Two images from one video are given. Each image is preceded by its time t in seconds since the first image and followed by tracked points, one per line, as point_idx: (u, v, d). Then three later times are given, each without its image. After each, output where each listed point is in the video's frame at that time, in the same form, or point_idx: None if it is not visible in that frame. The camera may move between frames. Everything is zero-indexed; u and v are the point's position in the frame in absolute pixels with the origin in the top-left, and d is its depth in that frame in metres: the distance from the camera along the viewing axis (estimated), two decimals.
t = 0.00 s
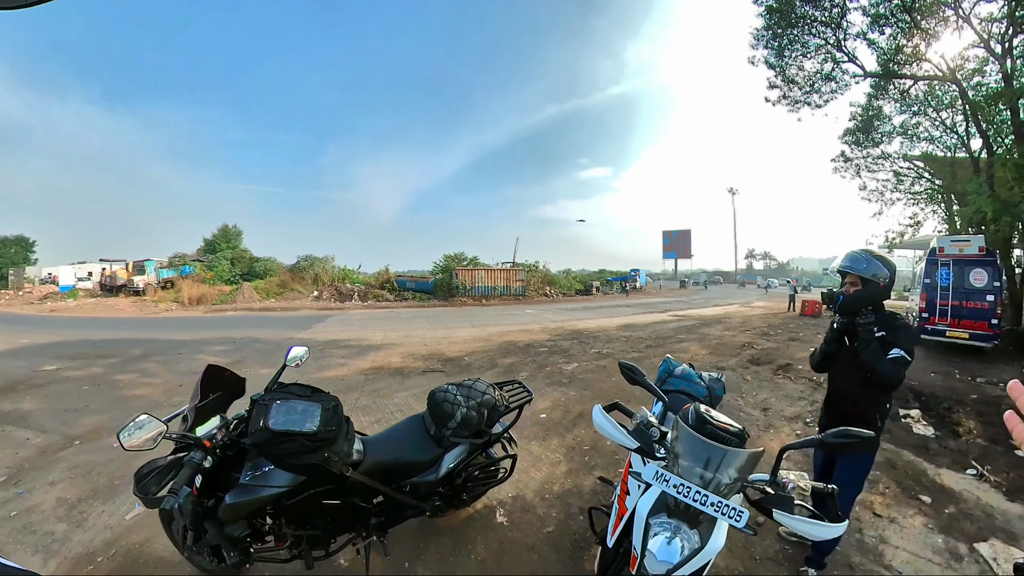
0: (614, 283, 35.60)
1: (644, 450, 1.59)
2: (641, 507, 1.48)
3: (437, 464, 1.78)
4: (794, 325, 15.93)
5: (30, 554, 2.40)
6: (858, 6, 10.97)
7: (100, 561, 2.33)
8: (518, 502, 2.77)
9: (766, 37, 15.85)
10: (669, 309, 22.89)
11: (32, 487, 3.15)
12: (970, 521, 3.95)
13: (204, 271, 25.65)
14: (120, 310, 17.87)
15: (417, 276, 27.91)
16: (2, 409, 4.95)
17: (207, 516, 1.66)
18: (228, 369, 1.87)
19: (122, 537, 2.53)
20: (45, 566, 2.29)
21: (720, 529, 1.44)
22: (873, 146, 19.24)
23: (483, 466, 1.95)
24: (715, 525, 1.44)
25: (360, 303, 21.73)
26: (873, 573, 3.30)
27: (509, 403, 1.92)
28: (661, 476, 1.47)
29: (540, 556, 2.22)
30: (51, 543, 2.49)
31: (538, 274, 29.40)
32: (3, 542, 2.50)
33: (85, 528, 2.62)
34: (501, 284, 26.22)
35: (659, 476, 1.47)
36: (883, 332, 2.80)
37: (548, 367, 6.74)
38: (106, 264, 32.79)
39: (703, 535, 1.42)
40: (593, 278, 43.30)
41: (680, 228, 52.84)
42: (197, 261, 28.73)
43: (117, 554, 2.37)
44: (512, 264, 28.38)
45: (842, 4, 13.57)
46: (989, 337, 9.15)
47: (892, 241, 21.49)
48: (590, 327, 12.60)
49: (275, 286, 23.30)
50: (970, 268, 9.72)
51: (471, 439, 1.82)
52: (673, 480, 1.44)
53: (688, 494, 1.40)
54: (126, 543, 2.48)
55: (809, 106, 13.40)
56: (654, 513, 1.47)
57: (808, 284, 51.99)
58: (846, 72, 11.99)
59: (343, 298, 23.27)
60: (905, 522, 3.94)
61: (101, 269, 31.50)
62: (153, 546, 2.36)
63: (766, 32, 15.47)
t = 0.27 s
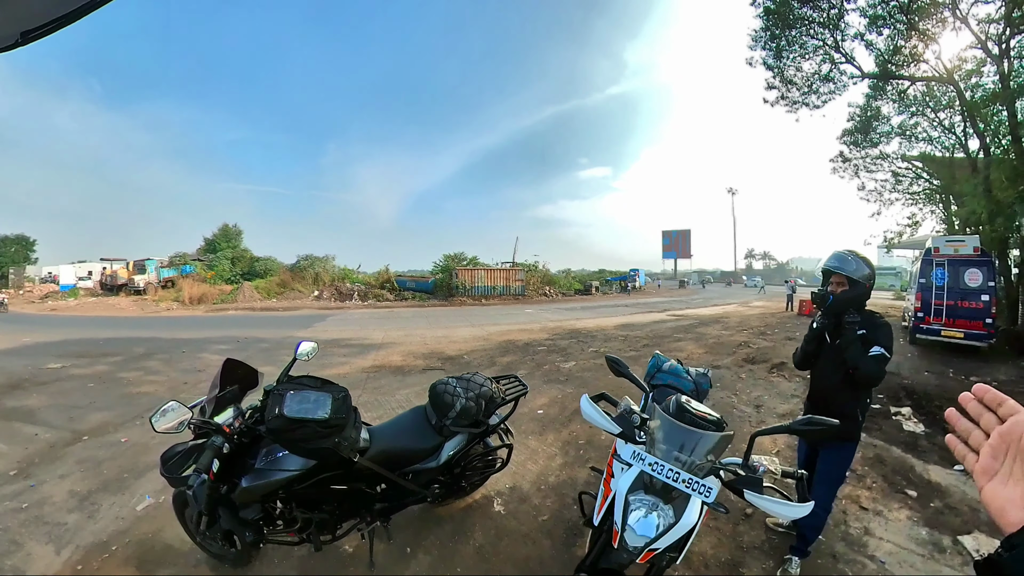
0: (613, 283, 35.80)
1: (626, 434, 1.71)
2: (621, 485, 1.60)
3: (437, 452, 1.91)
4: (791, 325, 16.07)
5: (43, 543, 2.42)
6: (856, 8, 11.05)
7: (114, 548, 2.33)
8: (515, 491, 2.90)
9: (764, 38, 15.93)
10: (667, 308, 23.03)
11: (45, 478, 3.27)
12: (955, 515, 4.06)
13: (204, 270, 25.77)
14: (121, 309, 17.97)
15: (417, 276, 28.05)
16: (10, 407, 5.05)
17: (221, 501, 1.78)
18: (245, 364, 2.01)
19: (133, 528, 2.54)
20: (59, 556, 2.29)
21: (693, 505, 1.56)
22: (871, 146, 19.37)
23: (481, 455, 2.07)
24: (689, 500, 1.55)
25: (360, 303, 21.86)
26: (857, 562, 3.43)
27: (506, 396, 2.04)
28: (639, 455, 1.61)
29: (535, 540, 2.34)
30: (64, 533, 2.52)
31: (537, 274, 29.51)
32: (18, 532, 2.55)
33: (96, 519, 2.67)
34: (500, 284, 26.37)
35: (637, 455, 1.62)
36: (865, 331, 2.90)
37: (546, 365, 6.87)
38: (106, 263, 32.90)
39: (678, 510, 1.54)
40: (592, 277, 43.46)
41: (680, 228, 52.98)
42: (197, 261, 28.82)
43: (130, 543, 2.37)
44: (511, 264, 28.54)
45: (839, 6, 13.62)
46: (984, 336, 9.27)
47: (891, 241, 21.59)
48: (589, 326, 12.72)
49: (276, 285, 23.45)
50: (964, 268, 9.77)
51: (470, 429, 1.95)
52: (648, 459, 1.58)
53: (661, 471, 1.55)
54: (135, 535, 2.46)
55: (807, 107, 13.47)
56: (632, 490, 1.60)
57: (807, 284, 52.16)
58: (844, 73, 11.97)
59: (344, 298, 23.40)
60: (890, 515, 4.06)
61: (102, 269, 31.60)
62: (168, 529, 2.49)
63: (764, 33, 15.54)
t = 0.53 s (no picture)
0: (613, 283, 36.03)
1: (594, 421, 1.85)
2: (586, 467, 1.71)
3: (425, 439, 2.05)
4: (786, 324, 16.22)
5: (51, 529, 2.55)
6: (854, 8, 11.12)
7: (120, 533, 2.47)
8: (503, 481, 3.00)
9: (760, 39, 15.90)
10: (664, 309, 23.18)
11: (52, 470, 3.41)
12: (935, 509, 4.17)
13: (204, 270, 25.90)
14: (121, 309, 18.08)
15: (417, 275, 28.19)
16: (16, 403, 5.17)
17: (223, 483, 1.92)
18: (246, 353, 2.16)
19: (138, 514, 2.68)
20: (67, 538, 2.45)
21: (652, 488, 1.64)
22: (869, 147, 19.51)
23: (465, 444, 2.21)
24: (647, 483, 1.65)
25: (359, 303, 22.01)
26: (834, 555, 3.38)
27: (490, 388, 2.19)
28: (599, 438, 1.77)
29: (519, 527, 2.43)
30: (71, 519, 2.66)
31: (536, 274, 29.65)
32: (27, 519, 2.68)
33: (102, 505, 2.83)
34: (499, 284, 26.53)
35: (595, 439, 1.77)
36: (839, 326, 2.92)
37: (540, 364, 7.01)
38: (107, 263, 33.06)
39: (636, 492, 1.63)
40: (591, 277, 43.63)
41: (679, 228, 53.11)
42: (197, 261, 28.96)
43: (134, 528, 2.51)
44: (510, 264, 28.71)
45: (835, 7, 13.64)
46: (977, 335, 9.40)
47: (888, 241, 21.66)
48: (585, 326, 12.86)
49: (276, 286, 23.60)
50: (958, 268, 9.88)
51: (455, 418, 2.09)
52: (607, 441, 1.74)
53: (621, 454, 1.69)
54: (139, 520, 2.60)
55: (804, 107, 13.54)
56: (595, 472, 1.71)
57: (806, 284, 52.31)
58: (840, 74, 11.98)
59: (343, 297, 23.54)
60: (872, 511, 4.01)
61: (102, 269, 31.76)
62: (171, 516, 2.63)
63: (760, 34, 15.52)
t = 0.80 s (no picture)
0: (610, 283, 36.19)
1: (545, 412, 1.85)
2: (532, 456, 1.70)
3: (399, 429, 2.19)
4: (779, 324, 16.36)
5: (53, 513, 2.70)
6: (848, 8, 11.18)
7: (118, 517, 2.61)
8: (482, 472, 3.13)
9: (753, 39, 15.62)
10: (660, 309, 23.33)
11: (53, 460, 3.55)
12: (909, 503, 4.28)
13: (203, 271, 26.05)
14: (119, 309, 18.23)
15: (415, 275, 28.31)
16: (19, 399, 5.32)
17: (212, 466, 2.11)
18: (237, 345, 2.33)
19: (136, 500, 2.82)
20: (68, 520, 2.61)
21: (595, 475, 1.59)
22: (865, 146, 19.60)
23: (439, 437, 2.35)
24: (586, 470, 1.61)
25: (356, 303, 22.14)
26: (807, 556, 2.97)
27: (463, 382, 2.34)
28: (542, 427, 1.72)
29: (491, 517, 2.53)
30: (71, 504, 2.81)
31: (533, 274, 29.80)
32: (29, 504, 2.82)
33: (101, 491, 2.98)
34: (496, 284, 26.67)
35: (539, 426, 1.73)
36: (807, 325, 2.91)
37: (531, 362, 7.15)
38: (107, 263, 33.22)
39: (576, 479, 1.59)
40: (589, 277, 43.75)
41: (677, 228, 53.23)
42: (196, 261, 29.10)
43: (132, 513, 2.66)
44: (507, 264, 28.86)
45: (830, 7, 13.49)
46: (971, 334, 9.30)
47: (884, 241, 21.71)
48: (579, 326, 12.98)
49: (274, 286, 23.75)
50: (951, 267, 9.90)
51: (428, 409, 2.23)
52: (549, 429, 1.71)
53: (559, 441, 1.65)
54: (136, 506, 2.75)
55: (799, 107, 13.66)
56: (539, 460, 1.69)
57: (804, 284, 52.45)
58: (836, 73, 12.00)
59: (341, 298, 23.68)
60: (851, 511, 3.56)
61: (102, 269, 31.91)
62: (165, 503, 2.76)
63: (754, 34, 15.20)
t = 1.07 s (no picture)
0: (609, 283, 36.29)
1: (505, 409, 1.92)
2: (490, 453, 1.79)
3: (380, 423, 2.30)
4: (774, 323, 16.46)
5: (54, 504, 2.82)
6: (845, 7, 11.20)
7: (115, 508, 2.72)
8: (466, 468, 3.23)
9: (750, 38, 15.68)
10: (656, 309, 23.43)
11: (54, 455, 3.66)
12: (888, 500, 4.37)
13: (201, 271, 26.13)
14: (118, 309, 18.32)
15: (413, 275, 28.40)
16: (19, 397, 5.42)
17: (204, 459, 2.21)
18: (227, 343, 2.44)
19: (133, 492, 2.93)
20: (66, 510, 2.72)
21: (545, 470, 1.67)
22: (862, 146, 19.67)
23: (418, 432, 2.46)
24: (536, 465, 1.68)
25: (354, 303, 22.23)
26: (782, 559, 3.04)
27: (440, 379, 2.45)
28: (498, 424, 1.80)
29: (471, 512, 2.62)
30: (71, 495, 2.93)
31: (531, 274, 29.89)
32: (31, 496, 2.93)
33: (99, 484, 3.09)
34: (494, 284, 26.77)
35: (494, 423, 1.81)
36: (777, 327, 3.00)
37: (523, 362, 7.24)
38: (106, 264, 33.30)
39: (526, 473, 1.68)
40: (587, 277, 43.86)
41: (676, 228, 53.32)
42: (194, 262, 29.15)
43: (129, 503, 2.78)
44: (505, 264, 28.95)
45: (825, 7, 13.53)
46: (967, 334, 9.37)
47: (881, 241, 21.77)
48: (574, 326, 13.07)
49: (272, 287, 23.83)
50: (947, 267, 9.95)
51: (407, 405, 2.35)
52: (504, 426, 1.78)
53: (512, 437, 1.73)
54: (133, 498, 2.86)
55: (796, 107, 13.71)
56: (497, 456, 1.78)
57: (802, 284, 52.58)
58: (832, 73, 12.01)
59: (339, 298, 23.79)
60: (831, 515, 3.59)
61: (100, 269, 32.00)
62: (161, 495, 2.88)
63: (751, 34, 15.24)
